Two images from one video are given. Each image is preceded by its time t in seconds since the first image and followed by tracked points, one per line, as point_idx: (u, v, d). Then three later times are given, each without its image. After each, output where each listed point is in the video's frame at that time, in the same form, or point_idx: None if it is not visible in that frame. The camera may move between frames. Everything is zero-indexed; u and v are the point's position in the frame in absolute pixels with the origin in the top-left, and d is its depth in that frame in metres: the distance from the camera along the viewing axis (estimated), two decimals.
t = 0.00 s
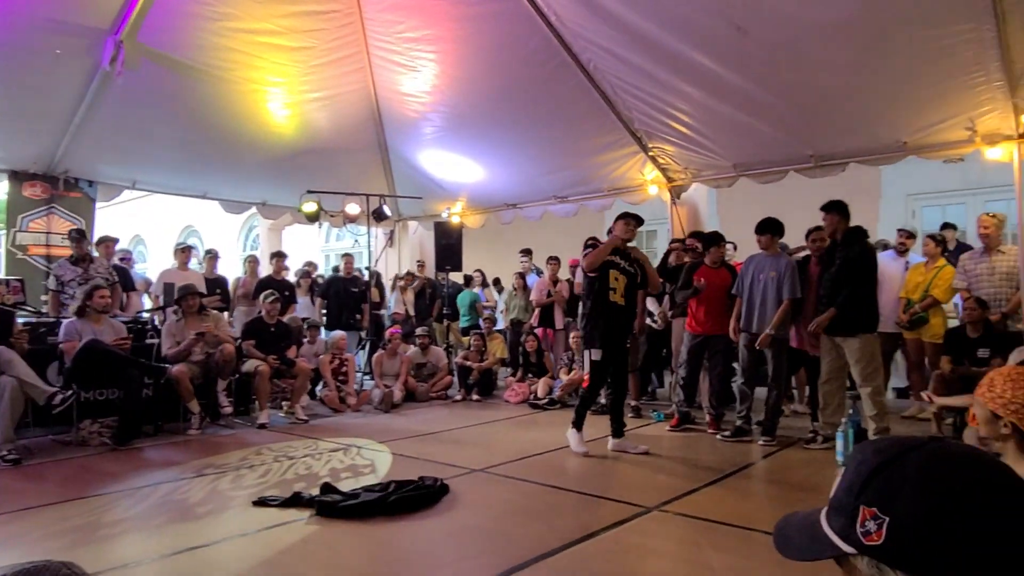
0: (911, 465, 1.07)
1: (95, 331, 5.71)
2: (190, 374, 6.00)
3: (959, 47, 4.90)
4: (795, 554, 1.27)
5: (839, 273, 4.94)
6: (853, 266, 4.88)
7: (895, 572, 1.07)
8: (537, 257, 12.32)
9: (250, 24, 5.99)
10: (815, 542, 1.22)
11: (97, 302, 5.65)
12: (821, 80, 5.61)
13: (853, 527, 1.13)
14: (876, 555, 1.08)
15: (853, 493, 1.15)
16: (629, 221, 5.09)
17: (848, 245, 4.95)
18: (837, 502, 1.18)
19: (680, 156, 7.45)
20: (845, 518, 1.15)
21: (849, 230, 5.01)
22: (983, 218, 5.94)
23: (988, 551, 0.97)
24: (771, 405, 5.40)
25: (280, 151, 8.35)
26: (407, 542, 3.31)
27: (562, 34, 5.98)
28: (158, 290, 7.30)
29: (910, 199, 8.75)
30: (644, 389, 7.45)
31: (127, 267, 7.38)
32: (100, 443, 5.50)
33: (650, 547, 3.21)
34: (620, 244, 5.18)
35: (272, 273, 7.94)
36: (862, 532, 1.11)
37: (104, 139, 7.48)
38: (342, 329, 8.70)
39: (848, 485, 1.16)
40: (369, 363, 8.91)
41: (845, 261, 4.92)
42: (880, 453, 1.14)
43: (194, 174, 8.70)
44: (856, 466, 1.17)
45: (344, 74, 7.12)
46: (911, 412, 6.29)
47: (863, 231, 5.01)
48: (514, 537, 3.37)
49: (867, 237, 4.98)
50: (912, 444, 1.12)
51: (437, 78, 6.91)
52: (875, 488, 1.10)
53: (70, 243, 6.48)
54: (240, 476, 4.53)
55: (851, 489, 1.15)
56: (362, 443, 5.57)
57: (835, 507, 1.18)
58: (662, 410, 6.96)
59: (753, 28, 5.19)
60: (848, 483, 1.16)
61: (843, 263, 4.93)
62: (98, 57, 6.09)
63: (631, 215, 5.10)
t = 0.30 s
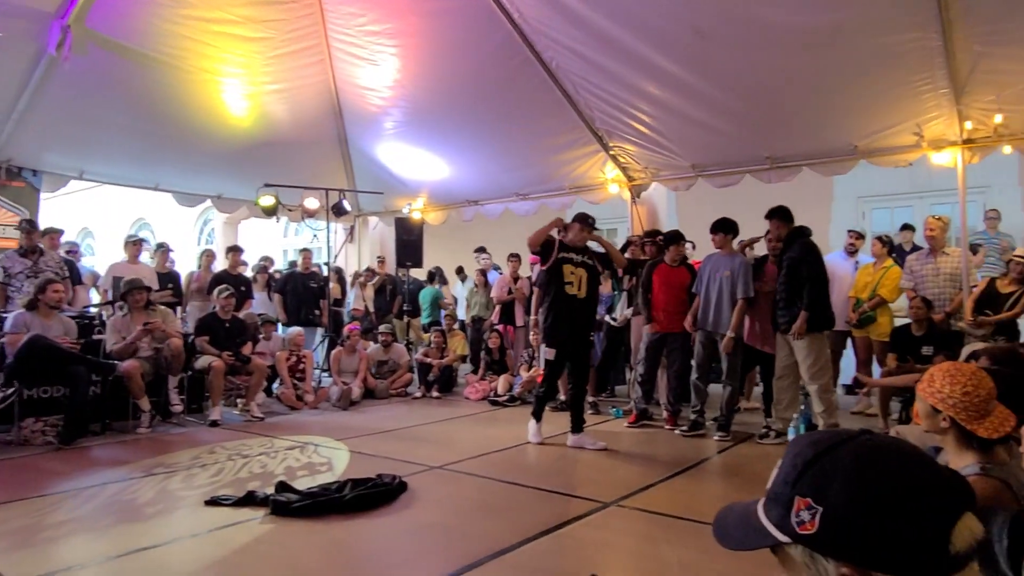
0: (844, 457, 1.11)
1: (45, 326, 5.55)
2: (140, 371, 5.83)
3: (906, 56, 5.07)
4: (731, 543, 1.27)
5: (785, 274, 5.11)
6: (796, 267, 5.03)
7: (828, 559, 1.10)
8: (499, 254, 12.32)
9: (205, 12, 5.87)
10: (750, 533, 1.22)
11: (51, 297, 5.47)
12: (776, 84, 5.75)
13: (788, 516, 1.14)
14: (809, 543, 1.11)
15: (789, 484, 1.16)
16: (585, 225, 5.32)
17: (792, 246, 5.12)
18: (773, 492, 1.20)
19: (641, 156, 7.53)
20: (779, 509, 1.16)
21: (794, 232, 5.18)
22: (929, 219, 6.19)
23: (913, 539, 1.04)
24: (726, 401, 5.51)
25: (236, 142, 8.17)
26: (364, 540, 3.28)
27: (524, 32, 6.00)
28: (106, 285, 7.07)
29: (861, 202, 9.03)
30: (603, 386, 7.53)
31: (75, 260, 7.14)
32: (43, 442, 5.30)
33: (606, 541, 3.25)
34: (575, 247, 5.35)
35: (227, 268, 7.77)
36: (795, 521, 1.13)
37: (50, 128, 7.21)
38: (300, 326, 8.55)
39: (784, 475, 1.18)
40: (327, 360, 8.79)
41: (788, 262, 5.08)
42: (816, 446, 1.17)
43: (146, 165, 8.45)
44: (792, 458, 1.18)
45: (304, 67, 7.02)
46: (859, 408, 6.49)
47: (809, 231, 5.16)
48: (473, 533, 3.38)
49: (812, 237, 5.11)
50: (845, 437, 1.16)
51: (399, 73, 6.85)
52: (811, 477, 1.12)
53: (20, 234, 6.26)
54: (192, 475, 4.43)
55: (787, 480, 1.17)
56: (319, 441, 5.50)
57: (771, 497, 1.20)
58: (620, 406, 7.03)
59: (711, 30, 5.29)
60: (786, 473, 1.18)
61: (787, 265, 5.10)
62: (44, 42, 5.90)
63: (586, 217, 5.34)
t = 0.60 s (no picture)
0: (820, 453, 1.04)
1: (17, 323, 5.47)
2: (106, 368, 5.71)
3: (875, 58, 5.16)
4: (707, 541, 1.19)
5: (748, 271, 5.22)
6: (757, 264, 5.13)
7: (804, 554, 1.02)
8: (474, 251, 12.31)
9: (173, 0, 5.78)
10: (726, 529, 1.15)
11: (27, 295, 5.39)
12: (748, 84, 5.80)
13: (764, 512, 1.07)
14: (786, 541, 1.03)
15: (766, 479, 1.09)
16: (539, 233, 5.40)
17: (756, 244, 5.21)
18: (749, 488, 1.12)
19: (615, 154, 7.56)
20: (755, 505, 1.09)
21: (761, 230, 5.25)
22: (895, 219, 6.28)
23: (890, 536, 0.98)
24: (698, 398, 5.56)
25: (207, 136, 8.03)
26: (335, 539, 3.25)
27: (499, 27, 5.98)
28: (71, 281, 6.92)
29: (830, 201, 9.18)
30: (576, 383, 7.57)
31: (39, 255, 6.97)
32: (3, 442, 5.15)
33: (579, 538, 3.26)
34: (531, 252, 5.43)
35: (196, 264, 7.63)
36: (772, 517, 1.05)
37: (12, 120, 7.03)
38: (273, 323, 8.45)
39: (761, 470, 1.10)
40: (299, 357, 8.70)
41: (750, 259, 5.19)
42: (791, 440, 1.10)
43: (113, 158, 8.28)
44: (768, 454, 1.11)
45: (276, 60, 6.94)
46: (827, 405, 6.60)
47: (775, 231, 5.17)
48: (445, 531, 3.36)
49: (776, 235, 5.16)
50: (819, 431, 1.09)
51: (373, 68, 6.79)
52: (787, 472, 1.05)
53: None
54: (159, 474, 4.34)
55: (764, 475, 1.09)
56: (290, 439, 5.43)
57: (746, 493, 1.12)
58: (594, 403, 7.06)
59: (685, 29, 5.33)
60: (762, 468, 1.10)
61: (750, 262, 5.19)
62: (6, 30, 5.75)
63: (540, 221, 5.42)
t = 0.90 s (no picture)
0: (793, 451, 1.04)
1: None
2: (71, 367, 5.60)
3: (844, 60, 5.24)
4: (687, 541, 1.19)
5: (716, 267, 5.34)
6: (724, 260, 5.25)
7: (780, 553, 1.01)
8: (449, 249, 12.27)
9: None
10: (704, 529, 1.15)
11: None
12: (721, 85, 5.87)
13: (739, 512, 1.07)
14: (762, 540, 1.02)
15: (740, 479, 1.08)
16: (500, 225, 5.42)
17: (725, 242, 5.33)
18: (725, 488, 1.12)
19: (591, 152, 7.58)
20: (731, 505, 1.09)
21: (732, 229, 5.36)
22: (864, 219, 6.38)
23: (864, 533, 0.98)
24: (671, 395, 5.60)
25: (177, 130, 7.90)
26: (306, 539, 3.21)
27: (475, 24, 5.97)
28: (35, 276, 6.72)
29: (801, 201, 9.32)
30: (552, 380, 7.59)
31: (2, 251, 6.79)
32: None
33: (552, 535, 3.26)
34: (491, 251, 5.53)
35: (166, 260, 7.48)
36: (746, 517, 1.05)
37: None
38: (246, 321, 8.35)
39: (736, 469, 1.10)
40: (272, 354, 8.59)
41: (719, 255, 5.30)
42: (765, 439, 1.10)
43: (79, 152, 8.09)
44: (743, 453, 1.11)
45: (248, 54, 6.85)
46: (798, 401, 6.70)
47: (745, 231, 5.28)
48: (418, 529, 3.35)
49: (745, 234, 5.29)
50: (792, 430, 1.09)
51: (347, 63, 6.73)
52: (761, 471, 1.05)
53: None
54: (126, 475, 4.26)
55: (739, 474, 1.09)
56: (263, 438, 5.37)
57: (722, 493, 1.12)
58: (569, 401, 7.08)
59: (659, 29, 5.37)
60: (737, 468, 1.10)
61: (718, 259, 5.31)
62: None
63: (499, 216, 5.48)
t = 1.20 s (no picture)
0: (771, 447, 1.05)
1: None
2: (48, 363, 5.56)
3: (827, 60, 5.28)
4: (667, 540, 1.20)
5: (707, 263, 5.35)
6: (716, 257, 5.25)
7: (757, 549, 1.01)
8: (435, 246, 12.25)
9: None
10: (684, 527, 1.15)
11: None
12: (706, 83, 5.89)
13: (717, 509, 1.07)
14: (739, 537, 1.03)
15: (718, 476, 1.09)
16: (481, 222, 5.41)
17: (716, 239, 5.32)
18: (704, 486, 1.13)
19: (577, 150, 7.59)
20: (710, 502, 1.10)
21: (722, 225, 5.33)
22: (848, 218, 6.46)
23: (840, 529, 0.99)
24: (654, 393, 5.64)
25: (158, 126, 7.82)
26: (289, 537, 3.20)
27: (460, 20, 5.95)
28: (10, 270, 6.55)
29: (785, 200, 9.39)
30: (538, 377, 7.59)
31: None
32: None
33: (536, 532, 3.27)
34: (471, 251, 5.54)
35: (147, 256, 7.39)
36: (725, 514, 1.06)
37: None
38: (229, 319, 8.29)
39: (715, 466, 1.11)
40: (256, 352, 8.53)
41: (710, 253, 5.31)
42: (744, 437, 1.11)
43: (59, 148, 7.97)
44: (722, 451, 1.12)
45: (231, 49, 6.79)
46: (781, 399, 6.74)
47: (736, 228, 5.26)
48: (402, 527, 3.34)
49: (736, 231, 5.29)
50: (770, 427, 1.10)
51: (332, 59, 6.69)
52: (739, 468, 1.06)
53: None
54: (106, 474, 4.21)
55: (717, 471, 1.10)
56: (246, 436, 5.33)
57: (702, 491, 1.13)
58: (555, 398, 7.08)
59: (645, 28, 5.38)
60: (715, 466, 1.11)
61: (710, 255, 5.31)
62: None
63: (479, 216, 5.47)
